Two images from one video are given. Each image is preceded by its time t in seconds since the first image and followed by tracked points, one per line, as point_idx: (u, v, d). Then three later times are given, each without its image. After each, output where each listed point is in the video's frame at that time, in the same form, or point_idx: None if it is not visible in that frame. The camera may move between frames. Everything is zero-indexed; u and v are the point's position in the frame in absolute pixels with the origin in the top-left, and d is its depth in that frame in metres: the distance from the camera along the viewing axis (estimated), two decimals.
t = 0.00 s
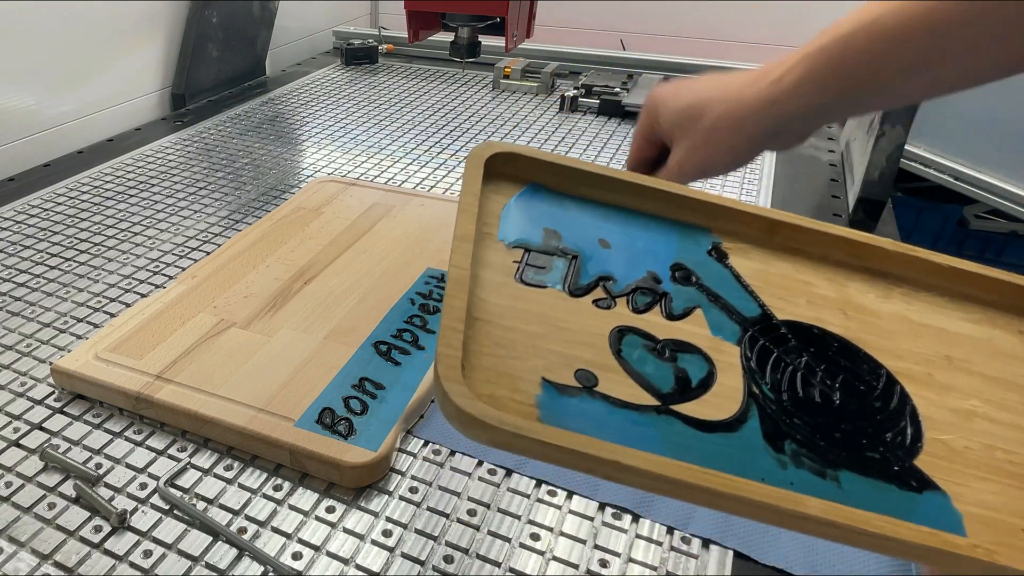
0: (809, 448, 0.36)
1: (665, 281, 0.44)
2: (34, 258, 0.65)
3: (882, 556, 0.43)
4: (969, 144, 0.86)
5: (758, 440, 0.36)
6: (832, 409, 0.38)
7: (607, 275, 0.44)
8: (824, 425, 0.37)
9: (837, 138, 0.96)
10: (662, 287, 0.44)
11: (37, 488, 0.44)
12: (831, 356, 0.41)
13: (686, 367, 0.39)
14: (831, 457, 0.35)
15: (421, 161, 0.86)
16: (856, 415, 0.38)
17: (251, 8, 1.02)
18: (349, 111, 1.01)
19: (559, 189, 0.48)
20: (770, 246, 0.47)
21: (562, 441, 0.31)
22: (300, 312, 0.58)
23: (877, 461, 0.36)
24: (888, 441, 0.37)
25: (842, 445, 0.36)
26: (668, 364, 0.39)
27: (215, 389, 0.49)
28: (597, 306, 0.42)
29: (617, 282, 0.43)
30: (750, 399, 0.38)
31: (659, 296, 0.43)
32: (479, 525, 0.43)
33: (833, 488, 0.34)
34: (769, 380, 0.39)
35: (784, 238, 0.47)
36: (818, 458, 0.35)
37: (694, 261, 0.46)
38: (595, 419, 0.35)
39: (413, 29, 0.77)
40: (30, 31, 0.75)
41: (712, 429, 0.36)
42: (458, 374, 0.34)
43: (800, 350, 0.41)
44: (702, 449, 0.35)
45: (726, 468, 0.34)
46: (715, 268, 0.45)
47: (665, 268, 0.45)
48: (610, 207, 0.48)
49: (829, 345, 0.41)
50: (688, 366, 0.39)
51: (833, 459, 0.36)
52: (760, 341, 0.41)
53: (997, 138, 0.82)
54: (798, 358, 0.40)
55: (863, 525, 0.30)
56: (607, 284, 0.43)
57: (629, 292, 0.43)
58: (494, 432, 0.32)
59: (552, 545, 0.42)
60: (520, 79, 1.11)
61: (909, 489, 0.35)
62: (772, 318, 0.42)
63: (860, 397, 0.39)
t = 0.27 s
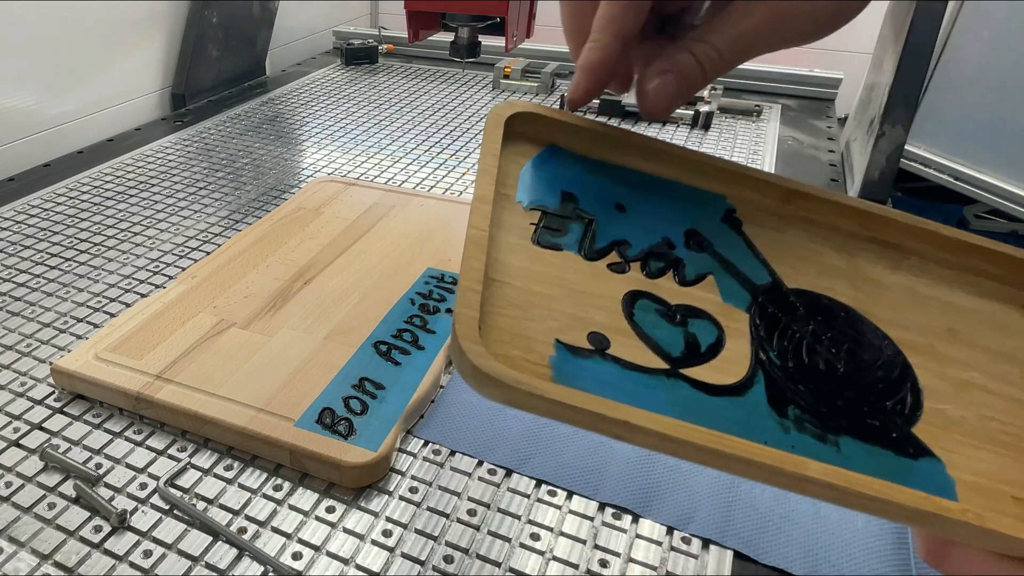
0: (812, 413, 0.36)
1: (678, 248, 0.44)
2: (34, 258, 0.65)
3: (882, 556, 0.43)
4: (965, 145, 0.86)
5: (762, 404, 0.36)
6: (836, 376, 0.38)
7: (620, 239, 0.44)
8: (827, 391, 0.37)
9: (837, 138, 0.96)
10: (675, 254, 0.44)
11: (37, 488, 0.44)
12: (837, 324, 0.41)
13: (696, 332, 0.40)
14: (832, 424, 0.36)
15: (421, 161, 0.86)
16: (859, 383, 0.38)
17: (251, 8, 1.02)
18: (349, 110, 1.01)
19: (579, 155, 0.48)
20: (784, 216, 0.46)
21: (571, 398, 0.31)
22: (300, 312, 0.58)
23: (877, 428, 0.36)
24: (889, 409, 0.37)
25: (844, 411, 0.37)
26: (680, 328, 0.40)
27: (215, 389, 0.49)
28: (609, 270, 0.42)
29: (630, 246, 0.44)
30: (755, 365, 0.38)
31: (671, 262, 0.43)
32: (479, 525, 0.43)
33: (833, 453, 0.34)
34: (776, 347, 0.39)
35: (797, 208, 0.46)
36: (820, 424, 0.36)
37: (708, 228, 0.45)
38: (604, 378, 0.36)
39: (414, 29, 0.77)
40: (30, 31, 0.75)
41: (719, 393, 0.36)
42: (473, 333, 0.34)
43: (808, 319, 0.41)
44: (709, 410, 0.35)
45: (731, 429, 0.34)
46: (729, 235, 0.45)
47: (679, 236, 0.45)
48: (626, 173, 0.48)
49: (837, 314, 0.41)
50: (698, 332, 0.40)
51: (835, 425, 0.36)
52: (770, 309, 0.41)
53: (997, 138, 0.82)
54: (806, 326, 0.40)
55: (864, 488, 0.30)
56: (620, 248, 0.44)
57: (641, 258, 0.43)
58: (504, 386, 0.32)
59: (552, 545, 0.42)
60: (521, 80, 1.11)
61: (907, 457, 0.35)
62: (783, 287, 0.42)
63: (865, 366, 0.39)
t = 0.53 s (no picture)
0: (837, 392, 0.36)
1: (700, 233, 0.45)
2: (34, 258, 0.65)
3: (882, 556, 0.42)
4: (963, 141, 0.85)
5: (789, 382, 0.36)
6: (860, 359, 0.38)
7: (644, 221, 0.45)
8: (853, 373, 0.37)
9: (837, 138, 0.96)
10: (697, 237, 0.45)
11: (37, 488, 0.44)
12: (858, 311, 0.41)
13: (720, 311, 0.40)
14: (859, 404, 0.35)
15: (421, 161, 0.86)
16: (883, 365, 0.38)
17: (251, 8, 1.02)
18: (349, 111, 1.01)
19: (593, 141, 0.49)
20: (800, 207, 0.48)
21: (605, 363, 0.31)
22: (300, 312, 0.58)
23: (901, 409, 0.36)
24: (913, 392, 0.37)
25: (869, 392, 0.36)
26: (705, 306, 0.40)
27: (215, 388, 0.49)
28: (634, 249, 0.43)
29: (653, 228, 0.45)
30: (780, 346, 0.38)
31: (694, 244, 0.44)
32: (479, 525, 0.43)
33: (860, 431, 0.34)
34: (800, 330, 0.39)
35: (814, 200, 0.47)
36: (847, 402, 0.35)
37: (729, 219, 0.47)
38: (633, 350, 0.36)
39: (414, 29, 0.77)
40: (30, 30, 0.75)
41: (746, 369, 0.36)
42: (503, 296, 0.33)
43: (830, 305, 0.41)
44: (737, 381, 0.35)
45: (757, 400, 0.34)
46: (750, 226, 0.46)
47: (700, 221, 0.46)
48: (647, 160, 0.50)
49: (857, 302, 0.42)
50: (722, 311, 0.40)
51: (861, 405, 0.36)
52: (791, 294, 0.42)
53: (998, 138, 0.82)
54: (827, 311, 0.41)
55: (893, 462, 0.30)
56: (643, 230, 0.44)
57: (664, 240, 0.44)
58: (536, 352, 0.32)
59: (552, 545, 0.42)
60: (521, 80, 1.11)
61: (932, 438, 0.35)
62: (803, 275, 0.43)
63: (886, 351, 0.39)
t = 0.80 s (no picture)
0: (849, 403, 0.36)
1: (709, 253, 0.46)
2: (34, 258, 0.65)
3: (882, 556, 0.42)
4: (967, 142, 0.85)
5: (801, 393, 0.36)
6: (872, 370, 0.38)
7: (653, 243, 0.45)
8: (866, 384, 0.37)
9: (837, 138, 0.96)
10: (707, 258, 0.45)
11: (37, 488, 0.44)
12: (869, 325, 0.41)
13: (733, 327, 0.40)
14: (872, 414, 0.36)
15: (421, 161, 0.86)
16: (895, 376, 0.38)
17: (250, 8, 1.02)
18: (349, 111, 1.01)
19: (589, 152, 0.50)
20: (806, 228, 0.49)
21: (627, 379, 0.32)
22: (300, 312, 0.58)
23: (914, 418, 0.36)
24: (925, 402, 0.37)
25: (882, 403, 0.36)
26: (717, 323, 0.40)
27: (215, 389, 0.49)
28: (644, 270, 0.43)
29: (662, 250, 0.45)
30: (792, 358, 0.38)
31: (704, 264, 0.45)
32: (479, 525, 0.43)
33: (874, 439, 0.34)
34: (811, 343, 0.40)
35: (819, 219, 0.49)
36: (861, 413, 0.36)
37: (736, 239, 0.47)
38: (649, 367, 0.36)
39: (413, 29, 0.77)
40: (30, 30, 0.75)
41: (761, 383, 0.36)
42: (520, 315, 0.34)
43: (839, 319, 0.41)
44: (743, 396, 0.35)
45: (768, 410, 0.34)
46: (757, 246, 0.47)
47: (709, 242, 0.47)
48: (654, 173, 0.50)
49: (867, 315, 0.42)
50: (734, 327, 0.40)
51: (874, 415, 0.36)
52: (801, 309, 0.42)
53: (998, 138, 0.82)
54: (837, 325, 0.41)
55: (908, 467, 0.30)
56: (653, 253, 0.45)
57: (674, 261, 0.45)
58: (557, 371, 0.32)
59: (552, 545, 0.42)
60: (521, 80, 1.11)
61: (947, 446, 0.35)
62: (812, 291, 0.44)
63: (898, 362, 0.39)
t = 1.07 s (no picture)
0: (815, 433, 0.36)
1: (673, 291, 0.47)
2: (34, 258, 0.65)
3: (883, 556, 0.42)
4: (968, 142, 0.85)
5: (766, 425, 0.36)
6: (837, 397, 0.39)
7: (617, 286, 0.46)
8: (831, 411, 0.38)
9: (837, 138, 0.96)
10: (671, 297, 0.46)
11: (37, 488, 0.44)
12: (835, 352, 0.42)
13: (699, 363, 0.41)
14: (839, 440, 0.36)
15: (421, 161, 0.86)
16: (861, 403, 0.39)
17: (251, 8, 1.02)
18: (349, 110, 1.01)
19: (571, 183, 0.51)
20: (770, 255, 0.50)
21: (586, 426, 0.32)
22: (301, 312, 0.58)
23: (883, 441, 0.36)
24: (894, 425, 0.37)
25: (848, 428, 0.37)
26: (683, 361, 0.41)
27: (215, 388, 0.49)
28: (609, 313, 0.44)
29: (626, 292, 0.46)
30: (758, 390, 0.39)
31: (668, 303, 0.46)
32: (479, 525, 0.43)
33: (841, 466, 0.34)
34: (776, 373, 0.40)
35: (782, 246, 0.50)
36: (827, 440, 0.36)
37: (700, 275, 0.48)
38: (614, 412, 0.37)
39: (414, 29, 0.77)
40: (30, 30, 0.75)
41: (726, 418, 0.37)
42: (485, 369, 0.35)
43: (804, 348, 0.42)
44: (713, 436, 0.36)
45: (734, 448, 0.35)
46: (721, 279, 0.48)
47: (672, 280, 0.48)
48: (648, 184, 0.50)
49: (834, 342, 0.42)
50: (700, 362, 0.41)
51: (841, 440, 0.36)
52: (765, 341, 0.43)
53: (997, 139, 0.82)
54: (802, 354, 0.42)
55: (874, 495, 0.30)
56: (618, 295, 0.46)
57: (639, 301, 0.46)
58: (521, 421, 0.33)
59: (552, 545, 0.42)
60: (521, 80, 1.11)
61: (916, 466, 0.35)
62: (777, 321, 0.44)
63: (866, 387, 0.39)
